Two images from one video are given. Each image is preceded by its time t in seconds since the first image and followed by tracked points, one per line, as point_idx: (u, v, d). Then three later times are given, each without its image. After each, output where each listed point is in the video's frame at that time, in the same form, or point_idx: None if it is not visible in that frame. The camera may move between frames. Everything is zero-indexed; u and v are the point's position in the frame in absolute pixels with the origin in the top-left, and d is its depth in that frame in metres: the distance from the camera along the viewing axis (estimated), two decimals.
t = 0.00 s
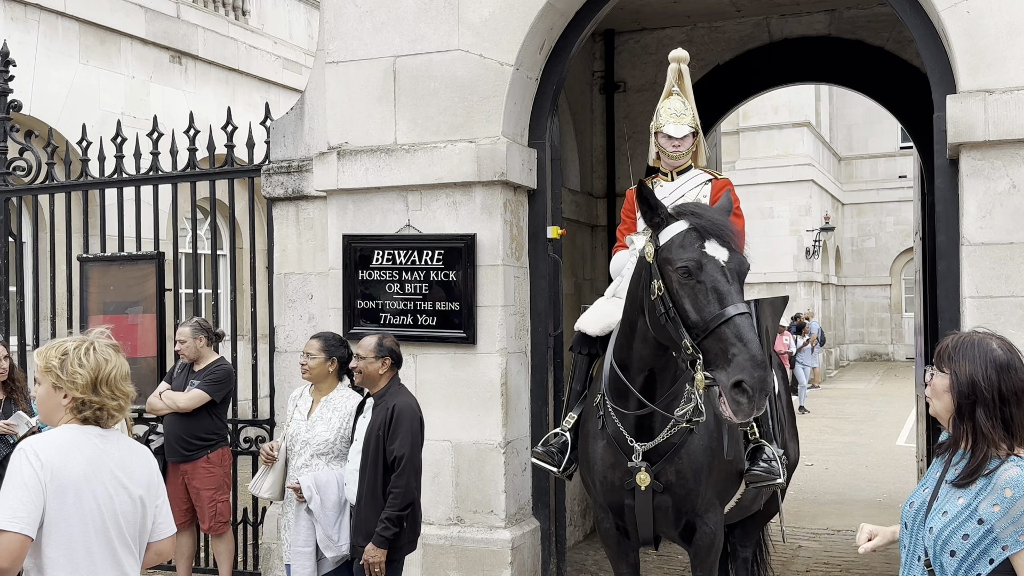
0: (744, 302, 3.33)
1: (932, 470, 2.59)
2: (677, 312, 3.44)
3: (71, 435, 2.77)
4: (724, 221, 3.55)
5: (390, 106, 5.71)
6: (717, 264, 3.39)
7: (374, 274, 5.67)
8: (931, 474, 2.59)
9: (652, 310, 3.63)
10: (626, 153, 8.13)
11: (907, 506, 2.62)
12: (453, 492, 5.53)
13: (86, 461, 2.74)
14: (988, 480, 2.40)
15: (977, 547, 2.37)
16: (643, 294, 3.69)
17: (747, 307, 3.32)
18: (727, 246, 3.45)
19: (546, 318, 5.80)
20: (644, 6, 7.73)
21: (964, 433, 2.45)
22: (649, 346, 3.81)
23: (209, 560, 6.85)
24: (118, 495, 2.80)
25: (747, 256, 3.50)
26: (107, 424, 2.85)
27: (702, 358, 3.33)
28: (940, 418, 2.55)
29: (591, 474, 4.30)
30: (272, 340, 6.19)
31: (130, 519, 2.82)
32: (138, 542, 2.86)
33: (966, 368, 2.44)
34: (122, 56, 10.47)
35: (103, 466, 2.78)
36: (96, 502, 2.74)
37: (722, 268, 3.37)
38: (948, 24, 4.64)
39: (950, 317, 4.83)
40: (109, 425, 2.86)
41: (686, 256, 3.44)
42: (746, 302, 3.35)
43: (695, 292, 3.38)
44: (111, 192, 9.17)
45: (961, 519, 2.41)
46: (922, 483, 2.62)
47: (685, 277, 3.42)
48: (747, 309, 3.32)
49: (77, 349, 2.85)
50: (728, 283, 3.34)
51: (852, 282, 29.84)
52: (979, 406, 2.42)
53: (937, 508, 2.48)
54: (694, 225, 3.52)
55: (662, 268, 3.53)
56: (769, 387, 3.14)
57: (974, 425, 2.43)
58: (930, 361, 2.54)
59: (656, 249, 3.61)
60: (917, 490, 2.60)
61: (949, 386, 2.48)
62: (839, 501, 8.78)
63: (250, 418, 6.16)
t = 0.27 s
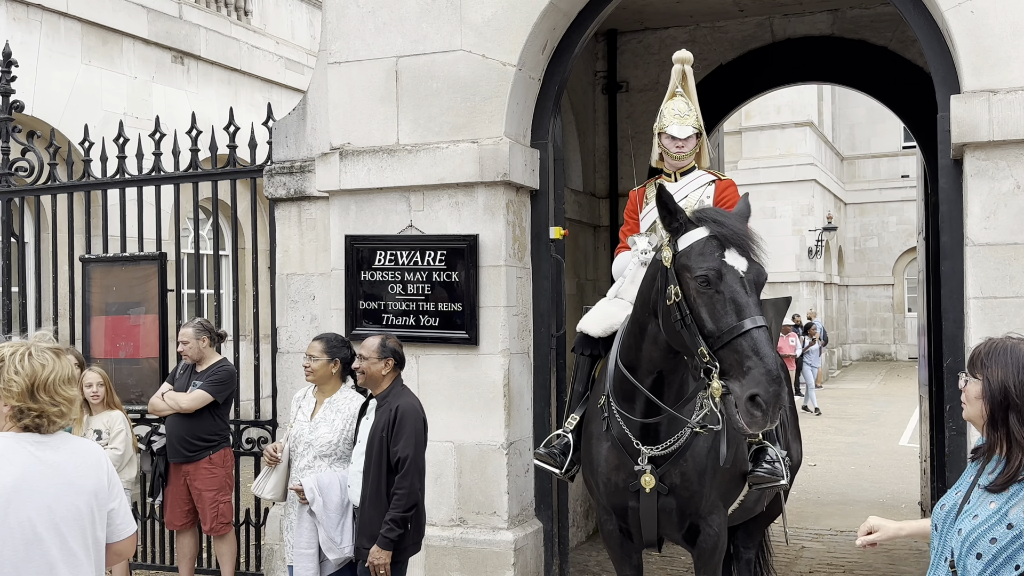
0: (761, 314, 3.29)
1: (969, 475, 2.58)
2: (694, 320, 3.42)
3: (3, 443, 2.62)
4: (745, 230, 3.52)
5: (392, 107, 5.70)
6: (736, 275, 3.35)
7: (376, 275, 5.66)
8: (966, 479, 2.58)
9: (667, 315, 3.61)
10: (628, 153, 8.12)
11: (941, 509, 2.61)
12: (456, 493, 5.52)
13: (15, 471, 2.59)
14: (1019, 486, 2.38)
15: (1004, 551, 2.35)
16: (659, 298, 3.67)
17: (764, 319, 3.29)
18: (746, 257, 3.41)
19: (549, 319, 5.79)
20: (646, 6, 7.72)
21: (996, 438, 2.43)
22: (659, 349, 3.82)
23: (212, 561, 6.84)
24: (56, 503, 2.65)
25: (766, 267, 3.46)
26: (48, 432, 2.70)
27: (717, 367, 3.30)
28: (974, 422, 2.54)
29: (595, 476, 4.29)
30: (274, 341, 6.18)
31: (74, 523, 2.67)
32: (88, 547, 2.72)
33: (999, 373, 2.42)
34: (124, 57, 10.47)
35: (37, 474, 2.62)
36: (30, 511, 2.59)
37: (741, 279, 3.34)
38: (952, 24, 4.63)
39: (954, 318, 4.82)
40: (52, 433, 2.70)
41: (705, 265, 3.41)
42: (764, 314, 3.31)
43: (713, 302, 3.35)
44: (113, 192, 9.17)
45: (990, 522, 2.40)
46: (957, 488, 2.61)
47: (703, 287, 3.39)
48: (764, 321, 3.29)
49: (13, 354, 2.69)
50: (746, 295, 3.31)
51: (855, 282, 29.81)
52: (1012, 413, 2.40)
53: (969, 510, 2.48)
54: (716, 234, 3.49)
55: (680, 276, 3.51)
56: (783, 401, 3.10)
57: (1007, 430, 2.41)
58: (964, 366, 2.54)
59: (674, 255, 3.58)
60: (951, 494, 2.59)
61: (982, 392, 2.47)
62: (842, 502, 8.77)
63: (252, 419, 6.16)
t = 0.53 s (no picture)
0: (769, 323, 3.26)
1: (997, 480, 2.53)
2: (700, 324, 3.38)
3: None
4: (758, 236, 3.46)
5: (392, 107, 5.69)
6: (747, 283, 3.30)
7: (377, 275, 5.66)
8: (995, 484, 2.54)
9: (675, 316, 3.57)
10: (629, 153, 8.11)
11: (970, 515, 2.55)
12: (457, 493, 5.52)
13: None
14: None
15: None
16: (668, 298, 3.63)
17: (772, 328, 3.25)
18: (757, 263, 3.36)
19: (550, 319, 5.79)
20: (647, 6, 7.71)
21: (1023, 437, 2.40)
22: (663, 348, 3.79)
23: (213, 561, 6.84)
24: None
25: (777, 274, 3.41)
26: None
27: (721, 373, 3.28)
28: (1001, 429, 2.51)
29: (595, 476, 4.29)
30: (275, 341, 6.18)
31: None
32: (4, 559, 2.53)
33: None
34: (125, 57, 10.47)
35: None
36: None
37: (751, 287, 3.29)
38: (953, 23, 4.62)
39: (955, 318, 4.80)
40: None
41: (716, 270, 3.37)
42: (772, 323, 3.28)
43: (721, 308, 3.31)
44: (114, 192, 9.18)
45: (1014, 517, 2.35)
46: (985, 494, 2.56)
47: (714, 292, 3.34)
48: (772, 330, 3.25)
49: None
50: (755, 303, 3.27)
51: (856, 282, 29.77)
52: None
53: (995, 509, 2.43)
54: (730, 240, 3.43)
55: (690, 278, 3.47)
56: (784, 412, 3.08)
57: None
58: (989, 371, 2.52)
59: (687, 257, 3.53)
60: (979, 498, 2.55)
61: (1010, 395, 2.45)
62: (844, 502, 8.75)
63: (253, 419, 6.15)
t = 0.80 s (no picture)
0: (779, 324, 3.25)
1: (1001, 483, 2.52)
2: (711, 325, 3.37)
3: None
4: (767, 237, 3.46)
5: (392, 107, 5.69)
6: (757, 284, 3.30)
7: (376, 275, 5.66)
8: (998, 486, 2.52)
9: (682, 316, 3.56)
10: (629, 153, 8.10)
11: (975, 517, 2.53)
12: (456, 493, 5.52)
13: None
14: None
15: None
16: (674, 298, 3.61)
17: (782, 330, 3.25)
18: (767, 264, 3.36)
19: (549, 319, 5.79)
20: (647, 6, 7.71)
21: None
22: (667, 347, 3.78)
23: (213, 561, 6.84)
24: None
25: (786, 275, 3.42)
26: None
27: (730, 373, 3.27)
28: (1005, 428, 2.49)
29: (594, 476, 4.29)
30: (274, 341, 6.18)
31: None
32: None
33: None
34: (125, 57, 10.48)
35: None
36: None
37: (761, 288, 3.29)
38: (953, 23, 4.61)
39: (955, 317, 4.80)
40: None
41: (727, 271, 3.36)
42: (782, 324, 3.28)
43: (731, 309, 3.30)
44: (114, 192, 9.19)
45: (1019, 519, 2.35)
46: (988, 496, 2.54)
47: (725, 293, 3.34)
48: (782, 331, 3.25)
49: None
50: (766, 305, 3.26)
51: (857, 282, 29.75)
52: None
53: (1000, 510, 2.42)
54: (739, 240, 3.43)
55: (699, 279, 3.45)
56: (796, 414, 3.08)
57: None
58: (992, 370, 2.51)
59: (695, 258, 3.52)
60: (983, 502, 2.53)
61: (1011, 393, 2.44)
62: (844, 502, 8.75)
63: (253, 419, 6.15)
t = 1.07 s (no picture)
0: (783, 317, 3.25)
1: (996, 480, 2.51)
2: (713, 319, 3.37)
3: None
4: (769, 232, 3.47)
5: (391, 107, 5.70)
6: (760, 277, 3.30)
7: (376, 275, 5.66)
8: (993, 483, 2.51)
9: (684, 311, 3.57)
10: (629, 152, 8.10)
11: (970, 515, 2.53)
12: (456, 493, 5.52)
13: None
14: None
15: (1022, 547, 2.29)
16: (677, 294, 3.62)
17: (786, 323, 3.24)
18: (770, 258, 3.36)
19: (548, 319, 5.79)
20: (647, 6, 7.72)
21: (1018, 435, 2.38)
22: (670, 345, 3.78)
23: (213, 560, 6.85)
24: None
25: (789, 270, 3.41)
26: None
27: (733, 367, 3.26)
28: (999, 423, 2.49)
29: (594, 475, 4.30)
30: (274, 341, 6.18)
31: None
32: None
33: (1018, 370, 2.39)
34: (125, 57, 10.49)
35: None
36: None
37: (764, 281, 3.29)
38: (951, 23, 4.62)
39: (954, 317, 4.80)
40: None
41: (729, 265, 3.36)
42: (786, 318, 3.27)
43: (734, 302, 3.30)
44: (114, 192, 9.20)
45: (1008, 519, 2.35)
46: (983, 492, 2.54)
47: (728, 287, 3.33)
48: (786, 324, 3.24)
49: None
50: (769, 297, 3.26)
51: (858, 282, 29.75)
52: None
53: (992, 509, 2.42)
54: (741, 235, 3.43)
55: (702, 274, 3.46)
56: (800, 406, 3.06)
57: None
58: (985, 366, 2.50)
59: (697, 253, 3.53)
60: (977, 500, 2.52)
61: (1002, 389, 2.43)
62: (844, 502, 8.75)
63: (252, 419, 6.15)
